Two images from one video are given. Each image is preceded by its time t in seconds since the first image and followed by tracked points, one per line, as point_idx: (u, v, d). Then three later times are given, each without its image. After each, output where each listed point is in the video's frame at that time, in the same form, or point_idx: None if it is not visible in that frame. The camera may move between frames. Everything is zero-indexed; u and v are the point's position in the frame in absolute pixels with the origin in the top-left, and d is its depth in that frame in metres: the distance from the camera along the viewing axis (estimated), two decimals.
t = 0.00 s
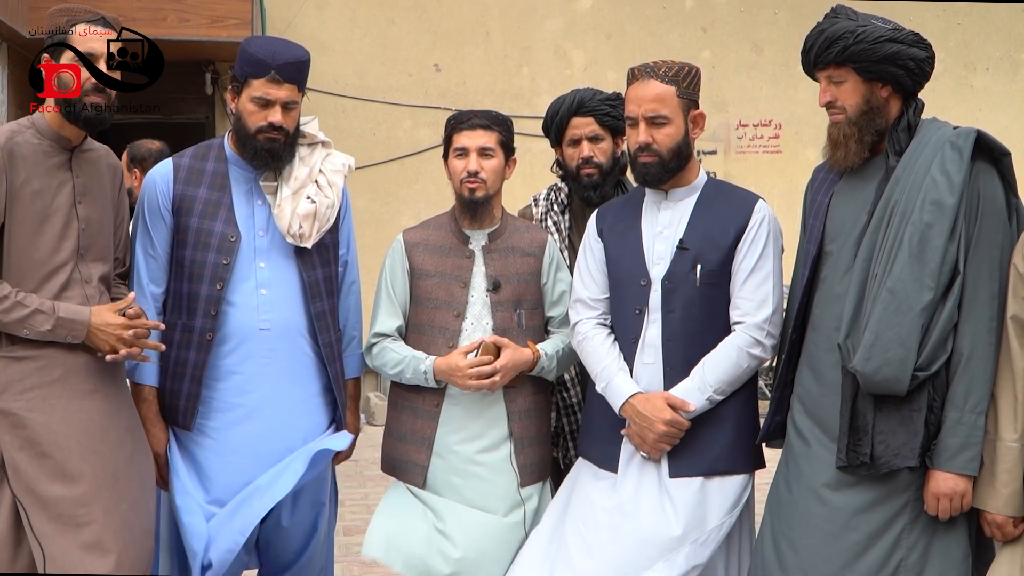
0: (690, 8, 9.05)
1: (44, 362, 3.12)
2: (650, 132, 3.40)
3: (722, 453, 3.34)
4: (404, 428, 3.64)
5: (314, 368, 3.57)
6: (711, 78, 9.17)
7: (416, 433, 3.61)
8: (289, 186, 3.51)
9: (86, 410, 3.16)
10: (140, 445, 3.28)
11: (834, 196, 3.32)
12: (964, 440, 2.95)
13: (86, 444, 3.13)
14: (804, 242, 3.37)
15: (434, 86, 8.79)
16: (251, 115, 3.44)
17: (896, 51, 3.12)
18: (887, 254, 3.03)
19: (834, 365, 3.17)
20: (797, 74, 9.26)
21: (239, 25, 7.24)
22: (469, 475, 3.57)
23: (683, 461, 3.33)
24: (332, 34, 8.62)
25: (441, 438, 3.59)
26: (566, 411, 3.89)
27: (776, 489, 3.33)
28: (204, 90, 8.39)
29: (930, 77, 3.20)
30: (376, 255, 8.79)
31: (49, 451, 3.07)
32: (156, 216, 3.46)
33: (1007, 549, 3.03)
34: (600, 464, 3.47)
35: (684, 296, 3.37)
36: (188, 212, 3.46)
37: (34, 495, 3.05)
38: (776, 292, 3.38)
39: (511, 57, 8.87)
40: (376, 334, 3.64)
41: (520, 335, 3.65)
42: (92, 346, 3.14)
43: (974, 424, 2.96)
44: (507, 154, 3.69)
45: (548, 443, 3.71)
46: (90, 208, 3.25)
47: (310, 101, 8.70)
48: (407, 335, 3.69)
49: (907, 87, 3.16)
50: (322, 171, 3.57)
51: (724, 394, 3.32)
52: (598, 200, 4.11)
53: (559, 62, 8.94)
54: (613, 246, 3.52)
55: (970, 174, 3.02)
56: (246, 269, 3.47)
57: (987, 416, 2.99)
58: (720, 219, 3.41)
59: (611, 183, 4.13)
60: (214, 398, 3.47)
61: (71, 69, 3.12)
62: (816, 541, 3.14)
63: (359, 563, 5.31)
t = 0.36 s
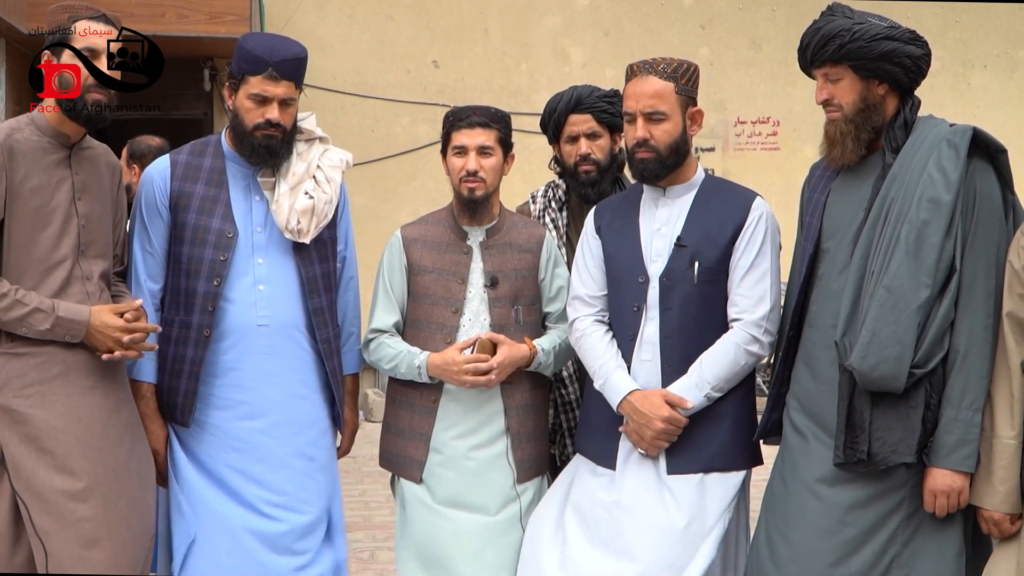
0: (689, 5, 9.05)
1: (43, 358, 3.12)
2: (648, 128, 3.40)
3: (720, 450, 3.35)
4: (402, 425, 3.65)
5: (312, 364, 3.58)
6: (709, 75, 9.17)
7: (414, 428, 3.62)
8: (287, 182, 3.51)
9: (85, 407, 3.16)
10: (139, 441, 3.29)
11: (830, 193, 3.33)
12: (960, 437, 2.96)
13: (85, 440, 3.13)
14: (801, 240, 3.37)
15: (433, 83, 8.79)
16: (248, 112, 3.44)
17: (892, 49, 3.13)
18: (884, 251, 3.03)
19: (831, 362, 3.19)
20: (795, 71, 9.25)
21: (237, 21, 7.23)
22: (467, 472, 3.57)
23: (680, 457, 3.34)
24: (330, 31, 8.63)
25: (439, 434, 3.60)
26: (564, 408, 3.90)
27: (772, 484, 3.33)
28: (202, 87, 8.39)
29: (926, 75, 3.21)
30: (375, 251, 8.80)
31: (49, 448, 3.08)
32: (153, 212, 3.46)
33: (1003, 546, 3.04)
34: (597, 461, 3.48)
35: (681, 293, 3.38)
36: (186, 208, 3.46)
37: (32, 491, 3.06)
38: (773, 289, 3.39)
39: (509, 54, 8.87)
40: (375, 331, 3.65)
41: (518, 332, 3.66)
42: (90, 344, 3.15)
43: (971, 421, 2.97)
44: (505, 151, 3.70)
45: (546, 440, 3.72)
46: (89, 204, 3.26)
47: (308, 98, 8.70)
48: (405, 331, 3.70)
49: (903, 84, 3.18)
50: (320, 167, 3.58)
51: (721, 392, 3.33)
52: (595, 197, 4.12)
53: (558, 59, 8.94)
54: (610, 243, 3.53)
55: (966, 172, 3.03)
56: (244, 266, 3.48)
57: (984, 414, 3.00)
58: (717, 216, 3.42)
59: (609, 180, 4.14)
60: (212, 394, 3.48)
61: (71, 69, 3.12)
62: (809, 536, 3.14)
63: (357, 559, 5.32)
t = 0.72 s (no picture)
0: (686, 2, 9.05)
1: (41, 357, 3.12)
2: (645, 117, 3.41)
3: (717, 448, 3.35)
4: (400, 424, 3.64)
5: (309, 362, 3.57)
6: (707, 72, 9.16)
7: (411, 426, 3.62)
8: (284, 179, 3.51)
9: (82, 406, 3.15)
10: (136, 440, 3.29)
11: (828, 190, 3.33)
12: (957, 436, 2.96)
13: (82, 439, 3.13)
14: (798, 238, 3.36)
15: (430, 81, 8.78)
16: (242, 111, 3.44)
17: (889, 45, 3.13)
18: (881, 249, 3.03)
19: (828, 360, 3.19)
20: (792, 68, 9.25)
21: (234, 19, 7.21)
22: (464, 469, 3.57)
23: (678, 455, 3.34)
24: (327, 29, 8.62)
25: (437, 432, 3.60)
26: (561, 407, 3.90)
27: (769, 484, 3.34)
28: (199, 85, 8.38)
29: (922, 72, 3.21)
30: (372, 249, 8.80)
31: (46, 447, 3.07)
32: (150, 210, 3.45)
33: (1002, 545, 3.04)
34: (595, 459, 3.48)
35: (678, 291, 3.37)
36: (182, 206, 3.46)
37: (29, 490, 3.05)
38: (770, 287, 3.39)
39: (506, 52, 8.86)
40: (374, 328, 3.65)
41: (516, 331, 3.66)
42: (86, 344, 3.15)
43: (968, 420, 2.97)
44: (505, 151, 3.68)
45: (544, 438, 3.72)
46: (86, 202, 3.25)
47: (305, 96, 8.69)
48: (405, 328, 3.70)
49: (900, 81, 3.17)
50: (317, 165, 3.57)
51: (718, 389, 3.33)
52: (592, 195, 4.11)
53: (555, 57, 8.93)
54: (608, 241, 3.52)
55: (963, 170, 3.03)
56: (241, 264, 3.47)
57: (981, 412, 3.00)
58: (714, 214, 3.42)
59: (605, 178, 4.14)
60: (209, 392, 3.47)
61: (71, 70, 3.12)
62: (810, 534, 3.14)
63: (355, 557, 5.32)
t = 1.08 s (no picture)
0: (683, 3, 9.05)
1: (39, 358, 3.11)
2: (642, 133, 3.40)
3: (715, 448, 3.35)
4: (398, 423, 3.65)
5: (307, 363, 3.57)
6: (704, 73, 9.16)
7: (408, 425, 3.63)
8: (281, 180, 3.50)
9: (81, 407, 3.15)
10: (134, 440, 3.29)
11: (824, 190, 3.33)
12: (956, 435, 2.96)
13: (80, 440, 3.12)
14: (795, 237, 3.37)
15: (428, 82, 8.78)
16: (240, 112, 3.43)
17: (886, 46, 3.12)
18: (878, 249, 3.03)
19: (826, 359, 3.19)
20: (789, 68, 9.25)
21: (230, 20, 7.22)
22: (459, 468, 3.57)
23: (676, 454, 3.34)
24: (324, 30, 8.62)
25: (433, 431, 3.60)
26: (558, 407, 3.93)
27: (768, 485, 3.34)
28: (196, 86, 8.38)
29: (920, 71, 3.21)
30: (369, 250, 8.79)
31: (45, 448, 3.07)
32: (148, 211, 3.45)
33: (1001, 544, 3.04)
34: (593, 459, 3.48)
35: (675, 291, 3.37)
36: (179, 207, 3.45)
37: (27, 491, 3.04)
38: (767, 287, 3.40)
39: (504, 52, 8.86)
40: (372, 327, 3.65)
41: (513, 331, 3.65)
42: (84, 345, 3.14)
43: (966, 420, 2.97)
44: (502, 152, 3.68)
45: (542, 438, 3.72)
46: (83, 203, 3.25)
47: (302, 97, 8.68)
48: (403, 328, 3.70)
49: (897, 80, 3.17)
50: (315, 165, 3.57)
51: (716, 389, 3.32)
52: (589, 195, 4.11)
53: (553, 57, 8.93)
54: (605, 241, 3.52)
55: (960, 169, 3.03)
56: (239, 264, 3.47)
57: (979, 412, 3.00)
58: (712, 213, 3.42)
59: (602, 178, 4.13)
60: (207, 393, 3.47)
61: (71, 70, 3.12)
62: (811, 536, 3.14)
63: (352, 558, 5.32)
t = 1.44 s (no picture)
0: (682, 6, 9.06)
1: (41, 362, 3.11)
2: (642, 131, 3.40)
3: (715, 450, 3.35)
4: (396, 425, 3.65)
5: (307, 366, 3.57)
6: (703, 76, 9.17)
7: (405, 426, 3.63)
8: (281, 184, 3.50)
9: (82, 410, 3.14)
10: (135, 444, 3.28)
11: (824, 193, 3.33)
12: (956, 438, 2.96)
13: (82, 444, 3.11)
14: (795, 240, 3.37)
15: (427, 85, 8.78)
16: (241, 115, 3.43)
17: (885, 48, 3.12)
18: (878, 252, 3.03)
19: (825, 362, 3.18)
20: (788, 71, 9.26)
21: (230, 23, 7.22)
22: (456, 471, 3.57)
23: (676, 456, 3.34)
24: (323, 33, 8.62)
25: (432, 433, 3.60)
26: (558, 410, 3.90)
27: (768, 487, 3.34)
28: (195, 89, 8.38)
29: (920, 73, 3.21)
30: (369, 253, 8.78)
31: (47, 452, 3.06)
32: (148, 215, 3.45)
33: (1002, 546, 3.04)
34: (593, 461, 3.47)
35: (675, 294, 3.37)
36: (179, 210, 3.45)
37: (31, 494, 3.04)
38: (767, 289, 3.39)
39: (503, 55, 8.86)
40: (370, 328, 3.65)
41: (512, 333, 3.65)
42: (85, 348, 3.13)
43: (966, 422, 2.96)
44: (502, 155, 3.68)
45: (539, 442, 3.72)
46: (83, 207, 3.25)
47: (302, 100, 8.68)
48: (401, 329, 3.70)
49: (897, 83, 3.17)
50: (314, 169, 3.57)
51: (715, 392, 3.32)
52: (589, 199, 4.11)
53: (552, 60, 8.93)
54: (605, 244, 3.52)
55: (960, 171, 3.03)
56: (239, 268, 3.47)
57: (980, 414, 2.99)
58: (712, 215, 3.41)
59: (602, 181, 4.13)
60: (206, 396, 3.46)
61: (71, 70, 3.14)
62: (808, 536, 3.14)
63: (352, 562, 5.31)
